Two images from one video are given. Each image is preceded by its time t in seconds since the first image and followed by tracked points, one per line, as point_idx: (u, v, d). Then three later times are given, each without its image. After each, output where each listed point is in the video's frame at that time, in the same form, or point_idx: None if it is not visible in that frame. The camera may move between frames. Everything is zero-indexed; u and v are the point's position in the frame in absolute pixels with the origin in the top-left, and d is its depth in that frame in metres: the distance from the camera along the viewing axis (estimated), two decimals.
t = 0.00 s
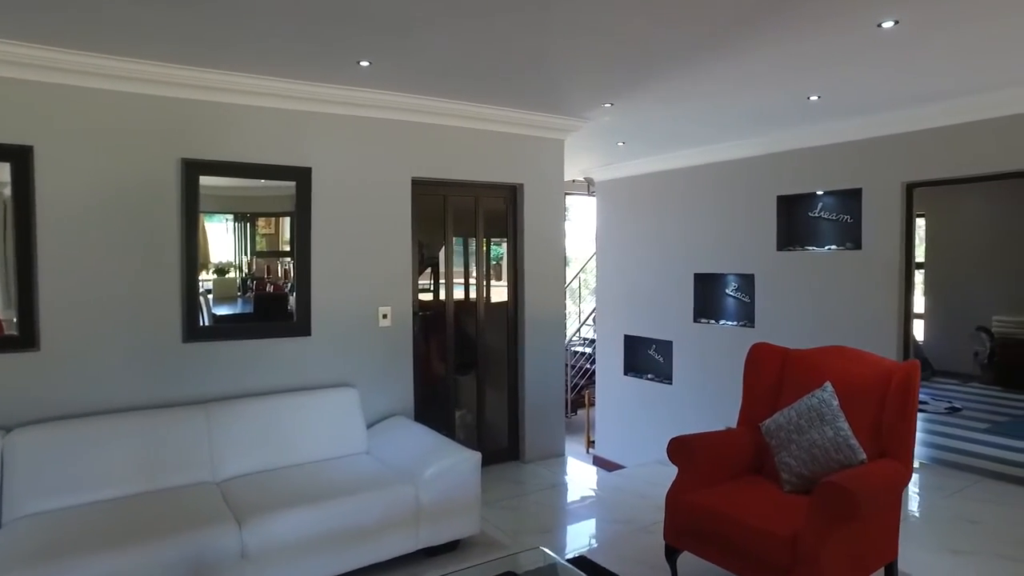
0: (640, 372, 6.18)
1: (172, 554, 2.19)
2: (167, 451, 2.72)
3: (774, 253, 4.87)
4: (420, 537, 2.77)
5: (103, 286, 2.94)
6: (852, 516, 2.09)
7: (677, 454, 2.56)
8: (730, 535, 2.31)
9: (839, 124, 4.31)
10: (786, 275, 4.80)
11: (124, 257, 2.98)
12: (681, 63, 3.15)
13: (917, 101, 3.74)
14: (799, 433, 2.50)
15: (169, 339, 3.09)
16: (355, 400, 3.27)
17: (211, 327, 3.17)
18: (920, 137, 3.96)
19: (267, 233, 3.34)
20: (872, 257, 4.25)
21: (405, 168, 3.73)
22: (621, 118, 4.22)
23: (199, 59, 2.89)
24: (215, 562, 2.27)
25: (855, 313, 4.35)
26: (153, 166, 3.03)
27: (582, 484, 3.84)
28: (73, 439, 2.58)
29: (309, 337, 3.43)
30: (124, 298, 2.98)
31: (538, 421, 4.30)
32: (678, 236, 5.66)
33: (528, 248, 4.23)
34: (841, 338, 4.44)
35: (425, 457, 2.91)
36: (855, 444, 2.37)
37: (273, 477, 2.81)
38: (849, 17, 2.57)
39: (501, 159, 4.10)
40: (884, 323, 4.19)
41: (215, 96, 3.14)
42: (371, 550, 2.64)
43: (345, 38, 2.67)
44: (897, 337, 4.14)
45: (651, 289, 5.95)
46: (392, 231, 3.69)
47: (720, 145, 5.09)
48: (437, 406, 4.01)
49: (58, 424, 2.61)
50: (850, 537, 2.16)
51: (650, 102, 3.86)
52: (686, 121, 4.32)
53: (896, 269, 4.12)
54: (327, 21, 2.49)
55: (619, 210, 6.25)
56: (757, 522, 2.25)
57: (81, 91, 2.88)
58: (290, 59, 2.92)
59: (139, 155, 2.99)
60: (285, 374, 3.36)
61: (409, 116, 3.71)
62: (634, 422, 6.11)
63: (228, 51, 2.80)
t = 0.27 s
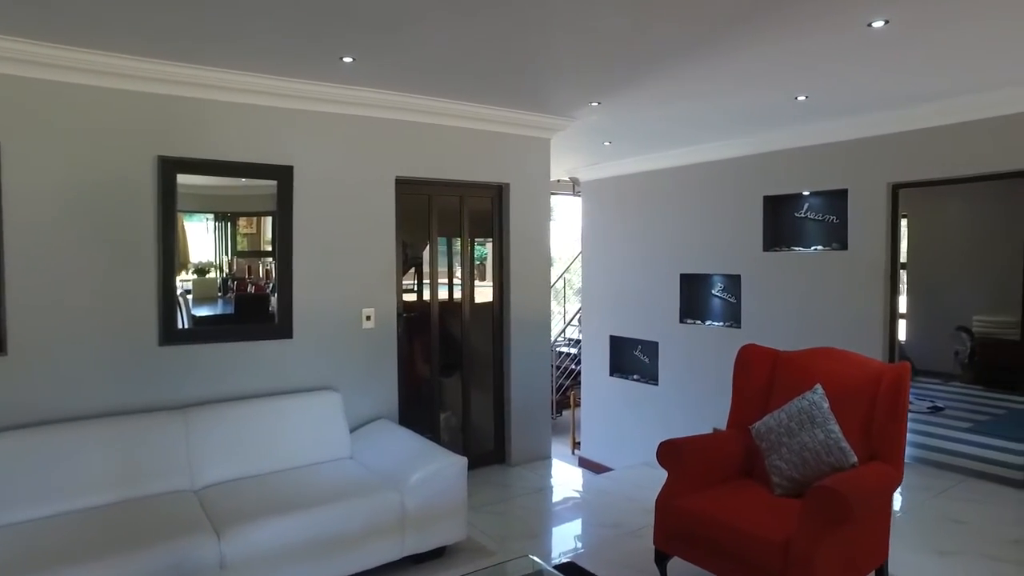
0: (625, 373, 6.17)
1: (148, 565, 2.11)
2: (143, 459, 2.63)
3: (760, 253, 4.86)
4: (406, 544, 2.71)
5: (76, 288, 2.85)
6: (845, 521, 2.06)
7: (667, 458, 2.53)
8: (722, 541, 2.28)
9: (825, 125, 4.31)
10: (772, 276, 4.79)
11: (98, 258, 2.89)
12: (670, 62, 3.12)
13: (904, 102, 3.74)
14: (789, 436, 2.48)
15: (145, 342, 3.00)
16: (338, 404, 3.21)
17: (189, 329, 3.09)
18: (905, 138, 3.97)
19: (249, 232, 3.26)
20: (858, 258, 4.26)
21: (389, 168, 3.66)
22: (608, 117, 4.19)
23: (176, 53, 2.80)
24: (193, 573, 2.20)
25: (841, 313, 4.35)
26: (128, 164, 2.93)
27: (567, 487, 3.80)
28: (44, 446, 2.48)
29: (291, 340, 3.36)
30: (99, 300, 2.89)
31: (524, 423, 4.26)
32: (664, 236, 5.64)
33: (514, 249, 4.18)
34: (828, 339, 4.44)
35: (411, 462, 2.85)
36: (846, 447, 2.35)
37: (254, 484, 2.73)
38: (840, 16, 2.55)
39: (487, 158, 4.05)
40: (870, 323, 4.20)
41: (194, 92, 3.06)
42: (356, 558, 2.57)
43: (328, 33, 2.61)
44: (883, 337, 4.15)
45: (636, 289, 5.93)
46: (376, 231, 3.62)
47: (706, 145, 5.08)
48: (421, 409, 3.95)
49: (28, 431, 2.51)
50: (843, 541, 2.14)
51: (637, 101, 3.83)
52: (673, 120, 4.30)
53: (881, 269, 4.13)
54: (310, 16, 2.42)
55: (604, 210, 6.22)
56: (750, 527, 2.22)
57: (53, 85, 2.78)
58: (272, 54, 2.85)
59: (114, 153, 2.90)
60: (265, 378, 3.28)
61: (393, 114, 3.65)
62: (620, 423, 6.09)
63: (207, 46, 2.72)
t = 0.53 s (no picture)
0: (610, 374, 6.13)
1: None
2: (117, 467, 2.54)
3: (745, 254, 4.86)
4: (390, 552, 2.65)
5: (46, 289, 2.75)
6: (838, 526, 2.03)
7: (656, 462, 2.49)
8: (712, 546, 2.25)
9: (810, 126, 4.31)
10: (758, 277, 4.79)
11: (70, 258, 2.79)
12: (659, 61, 3.09)
13: (890, 103, 3.75)
14: (779, 439, 2.45)
15: (120, 345, 2.90)
16: (320, 408, 3.13)
17: (167, 331, 3.01)
18: (890, 139, 3.98)
19: (229, 232, 3.19)
20: (843, 258, 4.26)
21: (372, 166, 3.59)
22: (593, 117, 4.15)
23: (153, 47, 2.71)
24: None
25: (826, 314, 4.36)
26: (102, 162, 2.84)
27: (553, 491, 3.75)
28: (12, 455, 2.39)
29: (271, 342, 3.28)
30: (72, 301, 2.80)
31: (509, 426, 4.21)
32: (649, 237, 5.62)
33: (498, 249, 4.13)
34: (813, 339, 4.44)
35: (394, 468, 2.79)
36: (836, 450, 2.33)
37: (232, 492, 2.65)
38: (830, 16, 2.53)
39: (472, 158, 3.99)
40: (855, 324, 4.20)
41: (172, 88, 2.97)
42: (338, 567, 2.51)
43: (310, 28, 2.54)
44: (867, 338, 4.16)
45: (621, 290, 5.91)
46: (359, 231, 3.55)
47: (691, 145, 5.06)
48: (404, 412, 3.88)
49: None
50: (835, 545, 2.11)
51: (624, 101, 3.79)
52: (659, 120, 4.28)
53: (865, 270, 4.14)
54: (291, 9, 2.35)
55: (588, 210, 6.19)
56: (741, 533, 2.19)
57: (23, 78, 2.68)
58: (254, 49, 2.77)
59: (87, 150, 2.80)
60: (245, 382, 3.20)
61: (376, 112, 3.58)
62: (605, 425, 6.06)
63: (184, 39, 2.63)
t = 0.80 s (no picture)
0: (594, 374, 6.10)
1: None
2: (90, 475, 2.46)
3: (731, 254, 4.86)
4: (373, 558, 2.59)
5: (16, 290, 2.65)
6: (828, 529, 2.01)
7: (644, 465, 2.46)
8: (701, 551, 2.22)
9: (795, 127, 4.32)
10: (743, 277, 4.79)
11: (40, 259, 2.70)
12: (646, 60, 3.06)
13: (875, 103, 3.77)
14: (767, 441, 2.43)
15: (93, 348, 2.81)
16: (301, 411, 3.07)
17: (144, 334, 2.93)
18: (875, 139, 3.99)
19: (208, 231, 3.12)
20: (827, 259, 4.27)
21: (354, 165, 3.53)
22: (580, 116, 4.12)
23: (128, 41, 2.63)
24: None
25: (812, 314, 4.37)
26: (74, 159, 2.75)
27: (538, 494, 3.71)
28: None
29: (251, 344, 3.20)
30: (43, 303, 2.71)
31: (494, 428, 4.16)
32: (634, 237, 5.60)
33: (483, 250, 4.09)
34: (798, 340, 4.45)
35: (378, 472, 2.73)
36: (824, 452, 2.31)
37: (210, 499, 2.58)
38: (818, 15, 2.52)
39: (456, 157, 3.94)
40: (839, 325, 4.21)
41: (149, 83, 2.89)
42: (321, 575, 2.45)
43: (290, 23, 2.47)
44: (852, 338, 4.17)
45: (605, 290, 5.88)
46: (342, 231, 3.49)
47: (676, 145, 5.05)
48: (387, 414, 3.82)
49: None
50: (825, 548, 2.09)
51: (610, 100, 3.76)
52: (645, 120, 4.26)
53: (850, 271, 4.15)
54: (271, 3, 2.28)
55: (573, 210, 6.17)
56: (731, 537, 2.16)
57: None
58: (234, 44, 2.70)
59: (59, 146, 2.71)
60: (224, 385, 3.13)
61: (359, 109, 3.52)
62: (589, 426, 6.03)
63: (160, 33, 2.55)
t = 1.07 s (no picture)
0: (577, 375, 6.08)
1: None
2: (58, 482, 2.37)
3: (713, 254, 4.86)
4: (354, 565, 2.54)
5: None
6: (816, 532, 2.00)
7: (630, 467, 2.44)
8: (688, 554, 2.20)
9: (778, 127, 4.33)
10: (725, 277, 4.80)
11: (6, 258, 2.60)
12: (632, 59, 3.03)
13: (857, 104, 3.78)
14: (753, 442, 2.42)
15: (63, 351, 2.72)
16: (280, 414, 3.00)
17: (118, 336, 2.85)
18: (856, 140, 4.01)
19: (185, 230, 3.04)
20: (810, 259, 4.29)
21: (334, 163, 3.46)
22: (563, 115, 4.09)
23: (98, 33, 2.54)
24: None
25: (794, 314, 4.38)
26: (42, 155, 2.65)
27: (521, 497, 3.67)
28: None
29: (228, 346, 3.12)
30: (9, 304, 2.61)
31: (476, 430, 4.11)
32: (616, 237, 5.59)
33: (466, 249, 4.04)
34: (780, 340, 4.45)
35: (358, 477, 2.67)
36: (810, 453, 2.30)
37: (185, 506, 2.50)
38: (804, 15, 2.50)
39: (438, 155, 3.89)
40: (821, 324, 4.23)
41: (120, 78, 2.80)
42: None
43: (268, 16, 2.40)
44: (833, 338, 4.19)
45: (588, 291, 5.86)
46: (322, 230, 3.42)
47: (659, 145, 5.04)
48: (367, 417, 3.75)
49: None
50: (812, 550, 2.08)
51: (594, 99, 3.73)
52: (629, 120, 4.24)
53: (831, 271, 4.17)
54: None
55: (555, 210, 6.13)
56: (718, 540, 2.14)
57: None
58: (210, 38, 2.62)
59: (26, 142, 2.62)
60: (200, 388, 3.04)
61: (339, 106, 3.45)
62: (572, 426, 6.00)
63: (132, 25, 2.47)
